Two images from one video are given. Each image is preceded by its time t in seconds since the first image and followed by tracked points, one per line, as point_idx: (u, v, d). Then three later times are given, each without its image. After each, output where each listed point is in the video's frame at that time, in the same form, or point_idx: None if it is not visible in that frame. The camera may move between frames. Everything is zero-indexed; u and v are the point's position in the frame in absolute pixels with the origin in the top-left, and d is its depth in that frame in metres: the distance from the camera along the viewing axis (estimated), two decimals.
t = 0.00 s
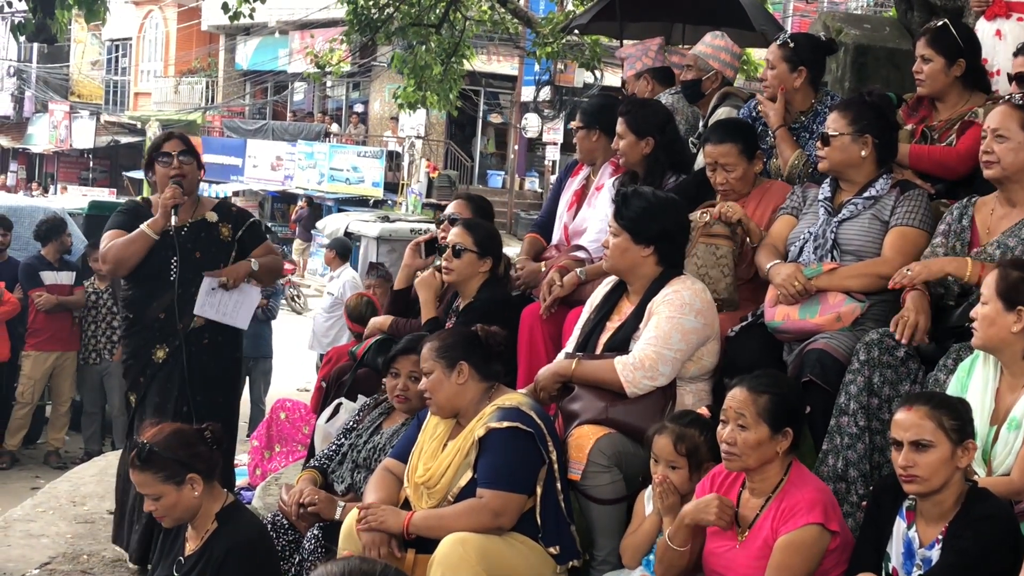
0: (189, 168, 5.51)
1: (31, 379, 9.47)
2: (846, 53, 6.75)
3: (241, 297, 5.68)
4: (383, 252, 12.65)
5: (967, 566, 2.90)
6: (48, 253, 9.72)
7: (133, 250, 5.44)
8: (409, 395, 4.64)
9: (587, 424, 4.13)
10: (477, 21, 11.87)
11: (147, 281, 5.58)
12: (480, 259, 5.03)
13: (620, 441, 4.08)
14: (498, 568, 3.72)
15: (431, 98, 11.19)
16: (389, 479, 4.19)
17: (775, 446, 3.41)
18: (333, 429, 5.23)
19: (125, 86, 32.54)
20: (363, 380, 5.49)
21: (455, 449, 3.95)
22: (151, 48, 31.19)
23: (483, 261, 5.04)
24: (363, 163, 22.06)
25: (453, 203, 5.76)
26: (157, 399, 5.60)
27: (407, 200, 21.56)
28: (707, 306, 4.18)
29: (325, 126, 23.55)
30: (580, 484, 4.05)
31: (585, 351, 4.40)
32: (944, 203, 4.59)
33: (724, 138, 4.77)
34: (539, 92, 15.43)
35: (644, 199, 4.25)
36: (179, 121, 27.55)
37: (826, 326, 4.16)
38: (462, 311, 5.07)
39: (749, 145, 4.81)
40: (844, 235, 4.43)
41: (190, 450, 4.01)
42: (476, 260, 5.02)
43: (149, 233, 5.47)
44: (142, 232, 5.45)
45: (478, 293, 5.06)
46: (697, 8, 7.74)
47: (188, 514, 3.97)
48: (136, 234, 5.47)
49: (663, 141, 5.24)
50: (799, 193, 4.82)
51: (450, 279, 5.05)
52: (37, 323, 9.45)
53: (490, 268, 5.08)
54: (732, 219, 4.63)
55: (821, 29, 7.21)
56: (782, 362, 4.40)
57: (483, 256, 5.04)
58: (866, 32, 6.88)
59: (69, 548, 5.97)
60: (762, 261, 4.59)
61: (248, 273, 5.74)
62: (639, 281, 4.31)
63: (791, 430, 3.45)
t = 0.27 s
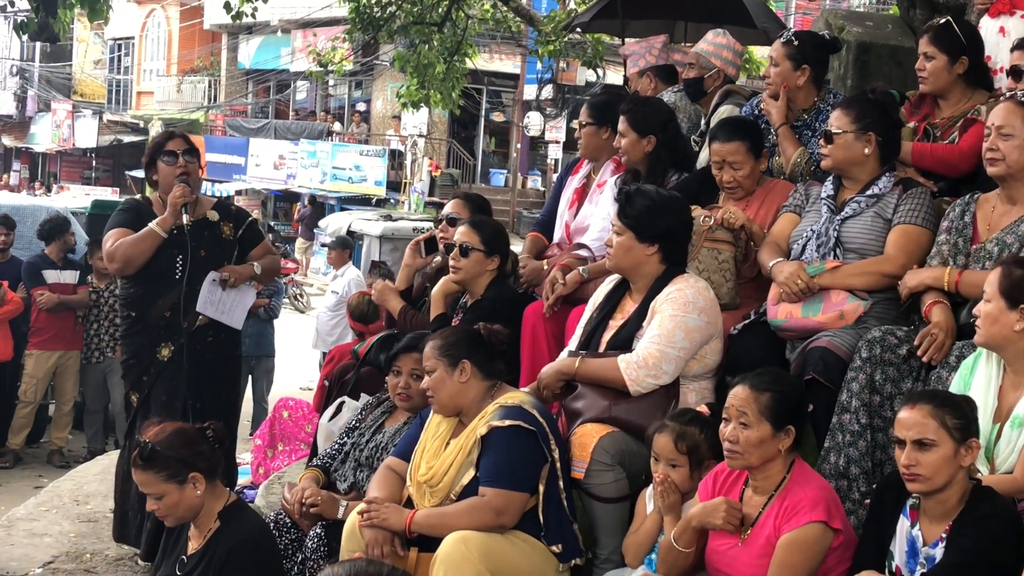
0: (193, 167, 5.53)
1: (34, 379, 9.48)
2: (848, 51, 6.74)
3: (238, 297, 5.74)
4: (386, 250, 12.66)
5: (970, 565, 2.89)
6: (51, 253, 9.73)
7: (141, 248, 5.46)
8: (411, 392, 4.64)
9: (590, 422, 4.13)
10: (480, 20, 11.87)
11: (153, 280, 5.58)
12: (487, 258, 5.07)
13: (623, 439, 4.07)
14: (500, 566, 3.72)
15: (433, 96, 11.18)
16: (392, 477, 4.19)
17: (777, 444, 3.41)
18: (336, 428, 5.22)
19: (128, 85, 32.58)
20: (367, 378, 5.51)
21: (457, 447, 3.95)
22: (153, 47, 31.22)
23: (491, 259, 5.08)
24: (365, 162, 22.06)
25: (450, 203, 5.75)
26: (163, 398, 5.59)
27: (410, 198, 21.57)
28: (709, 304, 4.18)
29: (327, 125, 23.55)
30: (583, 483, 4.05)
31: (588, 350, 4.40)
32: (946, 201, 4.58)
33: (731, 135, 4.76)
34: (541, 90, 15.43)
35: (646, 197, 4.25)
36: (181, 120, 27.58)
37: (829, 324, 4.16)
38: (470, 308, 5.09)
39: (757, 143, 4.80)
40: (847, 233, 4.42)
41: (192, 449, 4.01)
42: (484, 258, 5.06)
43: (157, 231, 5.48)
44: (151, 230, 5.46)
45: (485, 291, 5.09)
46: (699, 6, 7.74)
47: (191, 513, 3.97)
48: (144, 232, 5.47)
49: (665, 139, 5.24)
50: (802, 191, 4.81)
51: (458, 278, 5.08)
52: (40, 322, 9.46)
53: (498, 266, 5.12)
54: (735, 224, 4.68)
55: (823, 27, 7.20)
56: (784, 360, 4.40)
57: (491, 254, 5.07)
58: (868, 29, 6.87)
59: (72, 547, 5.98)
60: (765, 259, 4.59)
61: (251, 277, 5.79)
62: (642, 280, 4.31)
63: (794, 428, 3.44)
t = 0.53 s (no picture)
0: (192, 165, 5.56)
1: (34, 377, 9.48)
2: (848, 49, 6.73)
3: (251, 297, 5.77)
4: (386, 249, 12.66)
5: (971, 564, 2.89)
6: (52, 251, 9.73)
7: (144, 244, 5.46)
8: (410, 389, 4.64)
9: (590, 421, 4.13)
10: (480, 18, 11.86)
11: (153, 276, 5.57)
12: (497, 254, 5.08)
13: (623, 437, 4.07)
14: (501, 565, 3.72)
15: (433, 95, 11.18)
16: (392, 476, 4.19)
17: (777, 442, 3.41)
18: (336, 427, 5.21)
19: (128, 84, 32.62)
20: (368, 376, 5.50)
21: (458, 446, 3.95)
22: (153, 46, 31.23)
23: (500, 255, 5.09)
24: (366, 161, 22.03)
25: (449, 202, 5.72)
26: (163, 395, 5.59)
27: (411, 197, 21.57)
28: (710, 302, 4.17)
29: (327, 124, 23.40)
30: (583, 481, 4.05)
31: (588, 348, 4.40)
32: (946, 199, 4.58)
33: (737, 130, 4.76)
34: (542, 89, 15.42)
35: (646, 195, 4.25)
36: (181, 119, 27.59)
37: (829, 323, 4.17)
38: (476, 305, 5.10)
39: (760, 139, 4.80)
40: (847, 231, 4.42)
41: (192, 448, 4.01)
42: (493, 255, 5.07)
43: (157, 227, 5.48)
44: (152, 226, 5.46)
45: (494, 288, 5.11)
46: (699, 4, 7.74)
47: (191, 512, 3.97)
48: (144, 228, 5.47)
49: (665, 138, 5.23)
50: (802, 189, 4.81)
51: (467, 275, 5.09)
52: (40, 321, 9.46)
53: (507, 262, 5.13)
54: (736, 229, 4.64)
55: (822, 25, 7.20)
56: (785, 358, 4.39)
57: (500, 250, 5.08)
58: (868, 27, 6.86)
59: (72, 546, 5.98)
60: (765, 258, 4.58)
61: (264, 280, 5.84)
62: (642, 278, 4.31)
63: (794, 426, 3.44)
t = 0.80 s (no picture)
0: (184, 165, 5.51)
1: (33, 377, 9.48)
2: (847, 47, 6.73)
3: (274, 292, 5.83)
4: (386, 248, 12.66)
5: (971, 563, 2.89)
6: (51, 251, 9.73)
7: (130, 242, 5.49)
8: (408, 386, 4.64)
9: (590, 420, 4.13)
10: (480, 17, 11.86)
11: (146, 276, 5.60)
12: (502, 254, 5.06)
13: (622, 436, 4.07)
14: (500, 564, 3.72)
15: (433, 94, 11.15)
16: (392, 475, 4.19)
17: (775, 441, 3.41)
18: (335, 426, 5.22)
19: (127, 83, 32.63)
20: (368, 375, 5.50)
21: (457, 445, 3.96)
22: (153, 45, 31.26)
23: (505, 255, 5.07)
24: (365, 159, 22.09)
25: (446, 203, 5.77)
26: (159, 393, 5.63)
27: (410, 195, 21.57)
28: (709, 301, 4.17)
29: (327, 123, 23.50)
30: (583, 480, 4.05)
31: (588, 347, 4.40)
32: (945, 197, 4.58)
33: (743, 119, 4.77)
34: (541, 88, 15.42)
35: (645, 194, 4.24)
36: (180, 118, 27.59)
37: (828, 321, 4.18)
38: (480, 303, 5.10)
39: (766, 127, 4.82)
40: (846, 229, 4.42)
41: (191, 447, 4.04)
42: (498, 254, 5.05)
43: (142, 225, 5.49)
44: (136, 225, 5.48)
45: (499, 288, 5.10)
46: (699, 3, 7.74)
47: (190, 511, 3.98)
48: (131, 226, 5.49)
49: (664, 136, 5.23)
50: (801, 187, 4.81)
51: (472, 274, 5.08)
52: (40, 320, 9.46)
53: (512, 261, 5.12)
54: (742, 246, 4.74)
55: (822, 23, 7.20)
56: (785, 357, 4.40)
57: (505, 250, 5.07)
58: (868, 26, 6.86)
59: (72, 545, 5.99)
60: (765, 256, 4.58)
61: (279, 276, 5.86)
62: (641, 277, 4.31)
63: (792, 426, 3.44)
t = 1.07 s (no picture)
0: (178, 163, 5.53)
1: (32, 375, 9.48)
2: (846, 45, 6.73)
3: (238, 267, 5.62)
4: (385, 246, 12.66)
5: (971, 562, 2.88)
6: (49, 249, 9.72)
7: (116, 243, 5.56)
8: (402, 381, 4.66)
9: (589, 418, 4.13)
10: (479, 15, 11.85)
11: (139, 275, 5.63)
12: (504, 250, 5.07)
13: (620, 434, 4.07)
14: (498, 562, 3.72)
15: (432, 92, 11.12)
16: (391, 472, 4.19)
17: (774, 438, 3.41)
18: (334, 425, 5.21)
19: (126, 81, 32.62)
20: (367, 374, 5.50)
21: (456, 443, 3.96)
22: (152, 43, 31.27)
23: (507, 252, 5.09)
24: (364, 157, 22.16)
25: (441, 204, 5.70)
26: (149, 392, 5.65)
27: (409, 194, 21.55)
28: (708, 299, 4.17)
29: (326, 121, 23.48)
30: (582, 478, 4.05)
31: (586, 345, 4.40)
32: (944, 195, 4.58)
33: (762, 110, 4.80)
34: (540, 86, 15.42)
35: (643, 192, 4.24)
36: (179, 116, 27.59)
37: (827, 319, 4.18)
38: (480, 299, 5.09)
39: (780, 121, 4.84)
40: (846, 226, 4.42)
41: (186, 445, 4.02)
42: (501, 250, 5.06)
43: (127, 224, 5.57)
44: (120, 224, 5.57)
45: (499, 284, 5.11)
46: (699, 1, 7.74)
47: (186, 509, 3.97)
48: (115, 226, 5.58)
49: (663, 134, 5.23)
50: (801, 184, 4.81)
51: (473, 270, 5.08)
52: (38, 319, 9.46)
53: (513, 258, 5.12)
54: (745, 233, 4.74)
55: (821, 21, 7.19)
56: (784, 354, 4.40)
57: (507, 246, 5.08)
58: (867, 23, 6.85)
59: (71, 543, 5.99)
60: (763, 253, 4.58)
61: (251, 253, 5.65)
62: (639, 275, 4.31)
63: (791, 422, 3.44)
